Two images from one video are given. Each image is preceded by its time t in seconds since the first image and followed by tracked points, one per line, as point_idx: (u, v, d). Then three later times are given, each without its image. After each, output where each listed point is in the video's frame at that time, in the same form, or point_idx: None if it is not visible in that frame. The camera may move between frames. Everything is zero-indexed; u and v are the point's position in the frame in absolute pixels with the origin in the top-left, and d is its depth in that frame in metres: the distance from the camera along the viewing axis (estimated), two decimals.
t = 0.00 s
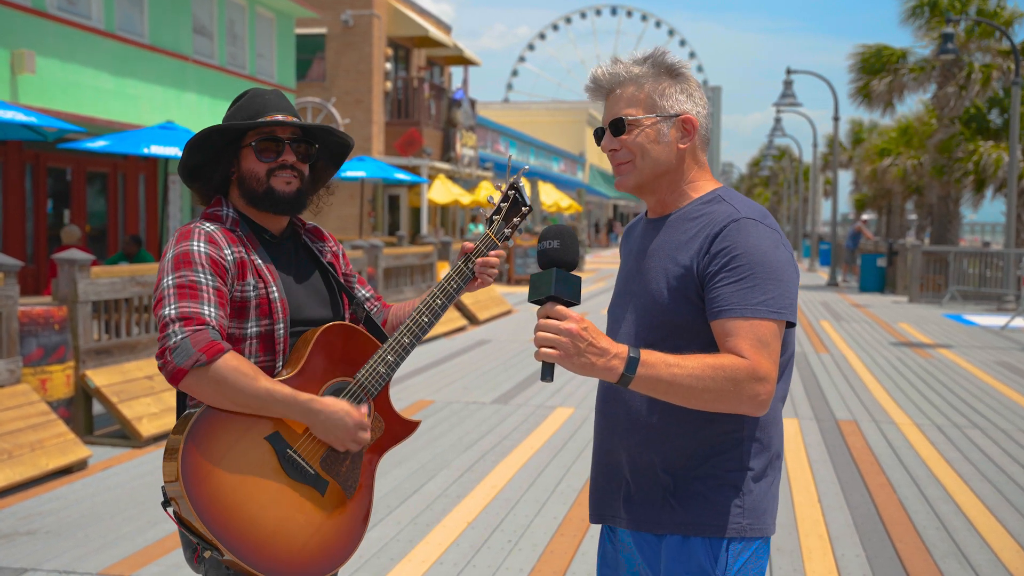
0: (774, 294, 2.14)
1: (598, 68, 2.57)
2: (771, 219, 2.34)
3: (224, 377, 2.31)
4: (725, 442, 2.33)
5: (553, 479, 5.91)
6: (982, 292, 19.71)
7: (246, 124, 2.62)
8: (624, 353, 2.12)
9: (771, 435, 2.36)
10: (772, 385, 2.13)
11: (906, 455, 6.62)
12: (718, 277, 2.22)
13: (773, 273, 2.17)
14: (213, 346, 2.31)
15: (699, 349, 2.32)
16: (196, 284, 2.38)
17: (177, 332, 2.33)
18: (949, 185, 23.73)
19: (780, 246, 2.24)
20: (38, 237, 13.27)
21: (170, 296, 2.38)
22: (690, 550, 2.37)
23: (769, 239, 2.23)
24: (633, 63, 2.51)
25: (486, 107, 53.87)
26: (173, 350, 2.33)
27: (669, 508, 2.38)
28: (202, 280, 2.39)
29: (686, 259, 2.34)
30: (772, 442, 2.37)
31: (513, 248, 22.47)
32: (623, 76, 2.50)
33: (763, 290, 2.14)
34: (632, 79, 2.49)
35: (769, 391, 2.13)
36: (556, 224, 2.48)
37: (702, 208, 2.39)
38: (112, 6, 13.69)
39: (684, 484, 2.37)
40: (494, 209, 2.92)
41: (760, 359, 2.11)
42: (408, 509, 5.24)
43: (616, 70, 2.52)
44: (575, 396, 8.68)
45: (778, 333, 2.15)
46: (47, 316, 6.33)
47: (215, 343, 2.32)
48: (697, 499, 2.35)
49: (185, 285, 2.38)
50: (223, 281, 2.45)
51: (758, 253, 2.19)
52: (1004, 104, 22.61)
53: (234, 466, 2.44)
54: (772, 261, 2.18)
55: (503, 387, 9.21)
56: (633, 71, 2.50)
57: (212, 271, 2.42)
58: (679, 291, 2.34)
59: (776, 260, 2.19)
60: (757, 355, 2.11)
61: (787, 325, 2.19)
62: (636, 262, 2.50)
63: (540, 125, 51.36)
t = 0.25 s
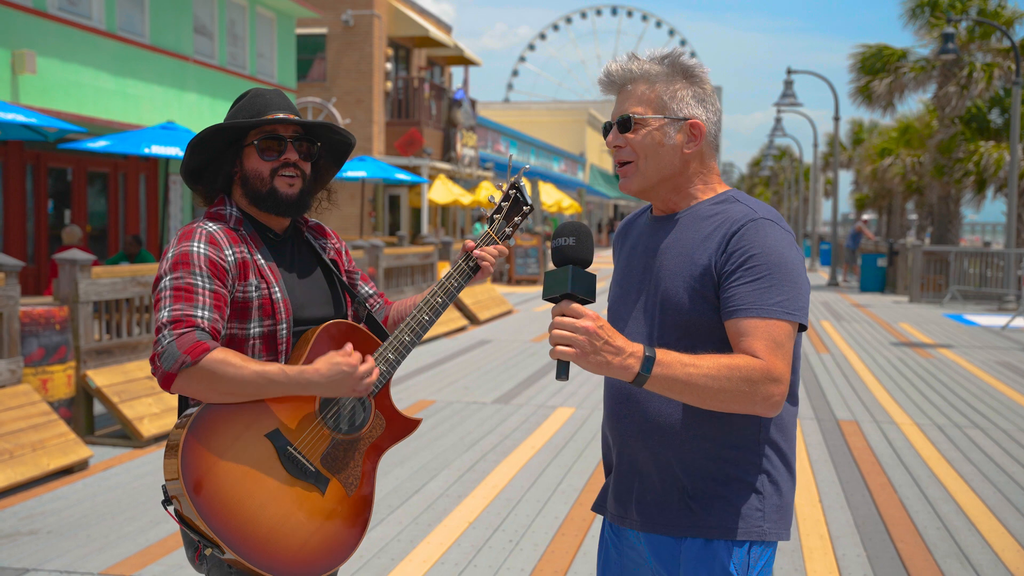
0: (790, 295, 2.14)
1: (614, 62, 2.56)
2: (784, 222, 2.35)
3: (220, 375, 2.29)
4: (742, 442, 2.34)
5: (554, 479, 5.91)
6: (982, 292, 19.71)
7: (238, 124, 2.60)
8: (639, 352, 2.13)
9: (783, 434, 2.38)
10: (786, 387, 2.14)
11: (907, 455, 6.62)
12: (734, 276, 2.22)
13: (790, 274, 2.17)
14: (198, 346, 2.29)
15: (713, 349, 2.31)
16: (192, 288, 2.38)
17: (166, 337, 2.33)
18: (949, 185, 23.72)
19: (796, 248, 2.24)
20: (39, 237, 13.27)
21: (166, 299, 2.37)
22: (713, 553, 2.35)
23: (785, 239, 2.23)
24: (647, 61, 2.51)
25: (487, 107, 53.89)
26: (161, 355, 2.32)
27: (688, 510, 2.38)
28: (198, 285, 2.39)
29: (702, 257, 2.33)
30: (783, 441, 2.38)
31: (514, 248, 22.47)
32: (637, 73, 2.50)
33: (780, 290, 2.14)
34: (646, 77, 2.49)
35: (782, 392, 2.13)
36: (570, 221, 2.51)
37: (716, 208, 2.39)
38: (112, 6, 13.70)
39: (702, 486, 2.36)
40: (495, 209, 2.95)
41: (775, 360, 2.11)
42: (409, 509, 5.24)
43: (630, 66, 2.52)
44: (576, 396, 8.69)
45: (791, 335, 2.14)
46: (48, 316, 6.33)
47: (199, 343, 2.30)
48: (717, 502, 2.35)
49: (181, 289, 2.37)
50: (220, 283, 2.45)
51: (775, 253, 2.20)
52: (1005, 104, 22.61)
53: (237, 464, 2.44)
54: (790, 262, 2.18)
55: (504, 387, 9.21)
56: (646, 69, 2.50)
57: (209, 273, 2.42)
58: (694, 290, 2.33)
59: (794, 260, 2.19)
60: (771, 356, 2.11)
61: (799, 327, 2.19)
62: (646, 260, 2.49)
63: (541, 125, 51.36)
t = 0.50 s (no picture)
0: (791, 290, 2.15)
1: (610, 60, 2.58)
2: (783, 218, 2.36)
3: (214, 378, 2.30)
4: (744, 442, 2.34)
5: (554, 479, 5.91)
6: (982, 292, 19.72)
7: (245, 128, 2.62)
8: (645, 341, 2.12)
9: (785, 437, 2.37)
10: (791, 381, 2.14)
11: (906, 455, 6.63)
12: (735, 274, 2.22)
13: (791, 270, 2.17)
14: (208, 348, 2.30)
15: (717, 346, 2.31)
16: (194, 285, 2.39)
17: (172, 332, 2.33)
18: (949, 185, 23.73)
19: (795, 243, 2.25)
20: (39, 237, 13.27)
21: (168, 296, 2.38)
22: (716, 553, 2.36)
23: (786, 233, 2.24)
24: (648, 58, 2.53)
25: (487, 107, 53.90)
26: (167, 350, 2.32)
27: (689, 510, 2.38)
28: (200, 281, 2.40)
29: (702, 256, 2.34)
30: (785, 444, 2.37)
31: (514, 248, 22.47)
32: (639, 69, 2.51)
33: (781, 285, 2.15)
34: (649, 73, 2.50)
35: (786, 387, 2.14)
36: (578, 211, 2.51)
37: (714, 207, 2.40)
38: (112, 7, 13.70)
39: (704, 487, 2.36)
40: (494, 210, 2.94)
41: (779, 354, 2.11)
42: (409, 509, 5.24)
43: (631, 63, 2.53)
44: (576, 396, 8.69)
45: (794, 330, 2.14)
46: (48, 317, 6.33)
47: (209, 345, 2.31)
48: (719, 502, 2.35)
49: (184, 286, 2.38)
50: (221, 281, 2.45)
51: (775, 249, 2.20)
52: (1004, 104, 22.64)
53: (236, 468, 2.45)
54: (791, 257, 2.19)
55: (504, 387, 9.22)
56: (647, 65, 2.51)
57: (210, 271, 2.43)
58: (695, 288, 2.33)
59: (796, 255, 2.20)
60: (775, 350, 2.11)
61: (801, 322, 2.19)
62: (646, 262, 2.49)
63: (540, 125, 51.37)
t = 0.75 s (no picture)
0: (781, 289, 2.15)
1: (598, 69, 2.59)
2: (777, 217, 2.35)
3: (213, 378, 2.31)
4: (739, 441, 2.34)
5: (554, 479, 5.92)
6: (982, 292, 19.72)
7: (242, 128, 2.62)
8: (630, 343, 2.13)
9: (783, 436, 2.37)
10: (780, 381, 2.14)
11: (906, 456, 6.64)
12: (726, 274, 2.22)
13: (781, 268, 2.17)
14: (192, 347, 2.31)
15: (708, 345, 2.31)
16: (186, 291, 2.39)
17: (161, 341, 2.35)
18: (949, 185, 23.73)
19: (787, 242, 2.24)
20: (39, 237, 13.27)
21: (161, 304, 2.39)
22: (703, 555, 2.36)
23: (775, 232, 2.24)
24: (637, 65, 2.54)
25: (487, 107, 53.89)
26: (157, 358, 2.34)
27: (682, 510, 2.39)
28: (192, 288, 2.40)
29: (694, 257, 2.34)
30: (783, 442, 2.37)
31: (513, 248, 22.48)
32: (627, 76, 2.52)
33: (771, 285, 2.15)
34: (639, 78, 2.51)
35: (776, 387, 2.14)
36: (562, 217, 2.51)
37: (708, 208, 2.40)
38: (112, 7, 13.71)
39: (697, 486, 2.37)
40: (491, 205, 2.97)
41: (768, 354, 2.11)
42: (409, 509, 5.25)
43: (619, 71, 2.54)
44: (575, 396, 8.69)
45: (785, 329, 2.14)
46: (48, 317, 6.33)
47: (193, 344, 2.32)
48: (710, 502, 2.35)
49: (175, 292, 2.38)
50: (214, 286, 2.45)
51: (765, 248, 2.20)
52: (1004, 104, 22.65)
53: (238, 463, 2.45)
54: (781, 256, 2.19)
55: (504, 387, 9.22)
56: (637, 71, 2.52)
57: (202, 276, 2.42)
58: (688, 289, 2.33)
59: (785, 254, 2.20)
60: (764, 350, 2.11)
61: (794, 320, 2.18)
62: (643, 264, 2.50)
63: (540, 125, 51.38)
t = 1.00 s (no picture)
0: (771, 287, 2.14)
1: (593, 72, 2.59)
2: (772, 214, 2.34)
3: (214, 377, 2.31)
4: (731, 442, 2.33)
5: (554, 479, 5.92)
6: (982, 292, 19.73)
7: (238, 128, 2.62)
8: (618, 345, 2.15)
9: (777, 438, 2.36)
10: (770, 381, 2.14)
11: (906, 455, 6.64)
12: (716, 272, 2.22)
13: (771, 266, 2.16)
14: (209, 349, 2.31)
15: (697, 345, 2.32)
16: (194, 285, 2.39)
17: (174, 333, 2.34)
18: (948, 185, 23.74)
19: (780, 239, 2.23)
20: (39, 237, 13.28)
21: (168, 297, 2.39)
22: (691, 554, 2.37)
23: (767, 230, 2.23)
24: (630, 68, 2.54)
25: (487, 107, 53.88)
26: (169, 350, 2.33)
27: (672, 509, 2.39)
28: (200, 282, 2.40)
29: (686, 256, 2.34)
30: (777, 443, 2.37)
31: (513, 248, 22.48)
32: (621, 78, 2.52)
33: (760, 283, 2.14)
34: (632, 80, 2.51)
35: (767, 386, 2.14)
36: (551, 217, 2.51)
37: (702, 205, 2.40)
38: (112, 7, 13.71)
39: (687, 486, 2.37)
40: (483, 202, 2.96)
41: (758, 354, 2.12)
42: (410, 509, 5.25)
43: (612, 75, 2.54)
44: (575, 396, 8.69)
45: (778, 328, 2.15)
46: (48, 317, 6.33)
47: (210, 346, 2.32)
48: (701, 502, 2.35)
49: (183, 286, 2.38)
50: (220, 281, 2.46)
51: (755, 245, 2.20)
52: (1004, 104, 22.65)
53: (233, 466, 2.45)
54: (771, 254, 2.18)
55: (504, 387, 9.22)
56: (630, 73, 2.52)
57: (209, 271, 2.43)
58: (681, 287, 2.33)
59: (775, 252, 2.18)
60: (755, 350, 2.12)
61: (787, 318, 2.18)
62: (641, 262, 2.51)
63: (540, 125, 51.38)
